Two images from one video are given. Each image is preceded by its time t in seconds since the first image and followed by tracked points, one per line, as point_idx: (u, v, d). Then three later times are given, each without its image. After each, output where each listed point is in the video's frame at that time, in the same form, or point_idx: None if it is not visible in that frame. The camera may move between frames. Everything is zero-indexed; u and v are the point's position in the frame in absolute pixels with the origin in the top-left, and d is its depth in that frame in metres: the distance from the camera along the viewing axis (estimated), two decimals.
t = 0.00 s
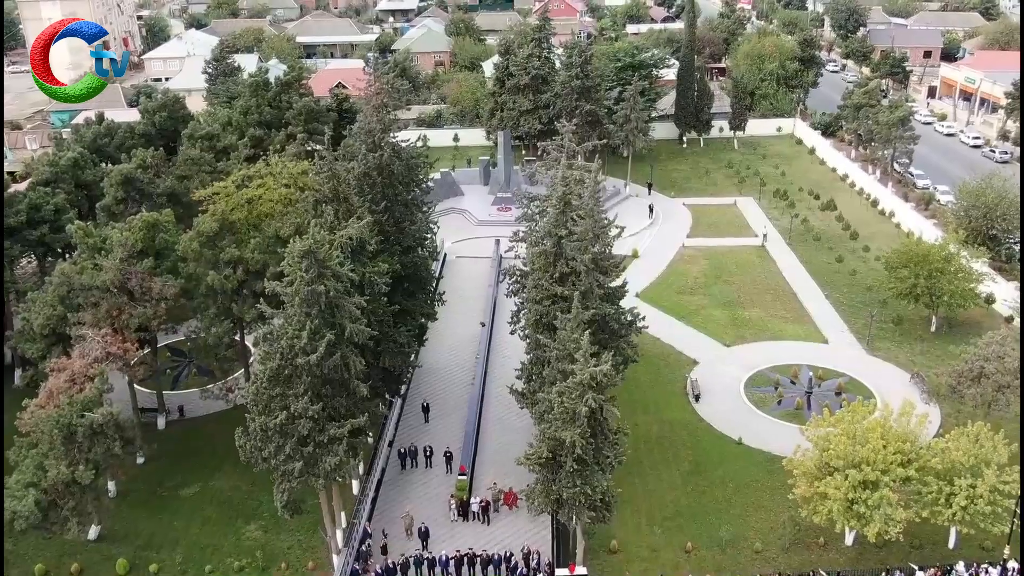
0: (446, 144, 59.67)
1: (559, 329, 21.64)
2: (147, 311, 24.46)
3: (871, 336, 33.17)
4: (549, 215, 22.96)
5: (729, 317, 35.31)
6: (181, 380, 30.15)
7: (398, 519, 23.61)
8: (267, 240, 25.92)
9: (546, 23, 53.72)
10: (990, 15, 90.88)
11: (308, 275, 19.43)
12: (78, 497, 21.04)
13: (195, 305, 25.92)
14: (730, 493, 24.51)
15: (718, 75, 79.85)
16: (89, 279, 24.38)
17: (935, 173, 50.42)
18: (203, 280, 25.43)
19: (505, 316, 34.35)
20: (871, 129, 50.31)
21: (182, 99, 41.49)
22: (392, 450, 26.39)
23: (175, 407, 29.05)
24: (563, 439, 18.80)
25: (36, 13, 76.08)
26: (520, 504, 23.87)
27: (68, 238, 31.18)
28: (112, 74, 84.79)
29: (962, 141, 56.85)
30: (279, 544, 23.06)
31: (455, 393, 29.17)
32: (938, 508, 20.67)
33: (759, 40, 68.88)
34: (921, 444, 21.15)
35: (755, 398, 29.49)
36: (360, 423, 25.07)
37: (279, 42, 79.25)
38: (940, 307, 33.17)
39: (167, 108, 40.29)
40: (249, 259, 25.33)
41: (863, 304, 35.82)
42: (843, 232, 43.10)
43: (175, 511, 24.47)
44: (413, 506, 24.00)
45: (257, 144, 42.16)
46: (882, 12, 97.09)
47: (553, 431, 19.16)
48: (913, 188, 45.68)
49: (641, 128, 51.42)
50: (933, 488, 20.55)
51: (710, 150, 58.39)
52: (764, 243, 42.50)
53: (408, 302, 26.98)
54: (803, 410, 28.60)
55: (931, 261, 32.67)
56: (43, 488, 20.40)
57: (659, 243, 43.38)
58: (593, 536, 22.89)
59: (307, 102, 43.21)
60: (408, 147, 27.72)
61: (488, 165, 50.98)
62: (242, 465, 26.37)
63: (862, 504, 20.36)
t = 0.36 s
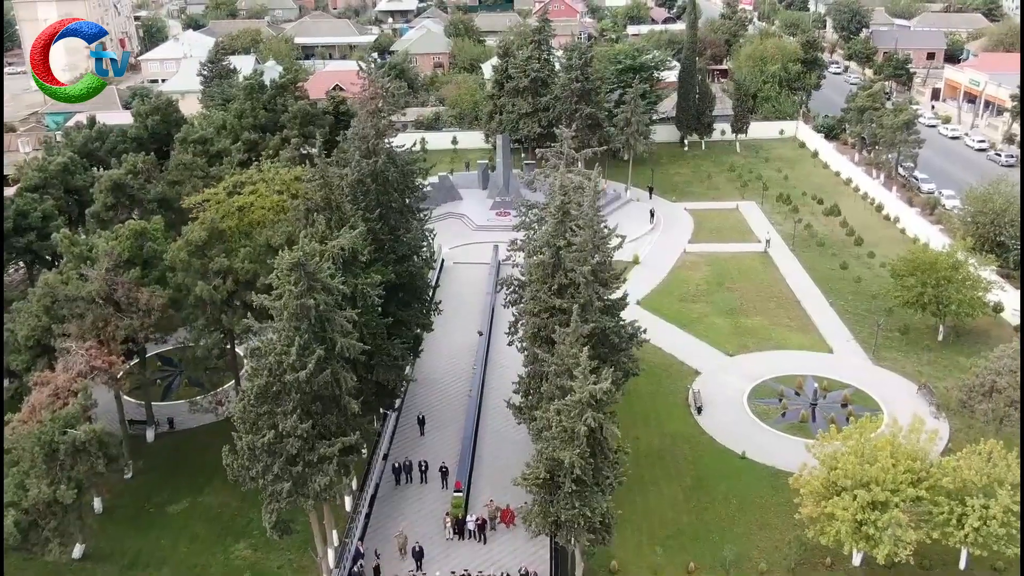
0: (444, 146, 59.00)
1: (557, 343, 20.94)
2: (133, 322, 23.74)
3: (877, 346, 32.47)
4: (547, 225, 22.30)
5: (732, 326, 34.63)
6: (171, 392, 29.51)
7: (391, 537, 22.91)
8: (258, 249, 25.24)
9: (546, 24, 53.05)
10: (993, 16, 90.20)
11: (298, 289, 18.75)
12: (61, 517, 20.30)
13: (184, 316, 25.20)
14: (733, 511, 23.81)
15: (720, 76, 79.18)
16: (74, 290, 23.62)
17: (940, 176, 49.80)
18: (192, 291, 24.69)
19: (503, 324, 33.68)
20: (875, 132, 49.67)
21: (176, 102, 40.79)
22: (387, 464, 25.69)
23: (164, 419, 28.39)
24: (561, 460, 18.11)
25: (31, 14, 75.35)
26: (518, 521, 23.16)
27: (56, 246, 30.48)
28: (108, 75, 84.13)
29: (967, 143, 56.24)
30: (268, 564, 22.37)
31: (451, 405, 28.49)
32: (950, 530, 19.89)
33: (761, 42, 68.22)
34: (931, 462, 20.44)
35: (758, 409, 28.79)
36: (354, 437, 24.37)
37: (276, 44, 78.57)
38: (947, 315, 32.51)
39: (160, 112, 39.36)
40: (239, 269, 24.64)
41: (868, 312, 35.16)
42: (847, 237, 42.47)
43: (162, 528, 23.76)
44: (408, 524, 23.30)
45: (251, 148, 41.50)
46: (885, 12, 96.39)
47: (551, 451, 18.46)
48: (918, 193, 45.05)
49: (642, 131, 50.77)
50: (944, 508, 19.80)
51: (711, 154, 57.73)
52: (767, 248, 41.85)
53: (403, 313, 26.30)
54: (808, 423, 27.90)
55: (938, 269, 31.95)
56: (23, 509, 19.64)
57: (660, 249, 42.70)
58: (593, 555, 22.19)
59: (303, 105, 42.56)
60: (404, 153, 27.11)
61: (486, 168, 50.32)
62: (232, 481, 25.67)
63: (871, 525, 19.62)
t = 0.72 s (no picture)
0: (443, 149, 58.29)
1: (556, 357, 20.25)
2: (119, 334, 23.04)
3: (883, 355, 31.81)
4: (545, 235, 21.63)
5: (735, 334, 33.95)
6: (161, 403, 28.87)
7: (384, 556, 22.18)
8: (248, 258, 24.55)
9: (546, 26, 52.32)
10: (997, 17, 89.48)
11: (286, 303, 18.03)
12: (41, 538, 19.55)
13: (172, 327, 24.49)
14: (736, 528, 23.11)
15: (722, 78, 78.53)
16: (58, 300, 22.89)
17: (945, 180, 49.13)
18: (180, 302, 23.96)
19: (501, 333, 33.01)
20: (880, 136, 48.99)
21: (168, 105, 40.09)
22: (381, 479, 24.99)
23: (154, 431, 27.75)
24: (558, 481, 17.39)
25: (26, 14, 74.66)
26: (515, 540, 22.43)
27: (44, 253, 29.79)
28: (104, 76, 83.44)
29: (972, 146, 55.58)
30: None
31: (448, 418, 27.81)
32: (963, 552, 18.93)
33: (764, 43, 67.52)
34: (943, 481, 19.70)
35: (762, 422, 28.08)
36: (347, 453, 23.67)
37: (274, 44, 77.88)
38: (955, 324, 31.80)
39: (152, 114, 38.60)
40: (228, 279, 23.94)
41: (874, 320, 34.47)
42: (851, 242, 41.80)
43: (149, 546, 23.02)
44: (401, 542, 22.59)
45: (245, 151, 40.81)
46: (889, 13, 95.67)
47: (548, 472, 17.74)
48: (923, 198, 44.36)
49: (642, 135, 49.94)
50: (956, 530, 18.91)
51: (713, 157, 57.03)
52: (770, 254, 41.18)
53: (397, 323, 25.62)
54: (813, 436, 27.21)
55: (946, 277, 31.22)
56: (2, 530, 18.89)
57: (662, 255, 42.01)
58: None
59: (298, 108, 41.87)
60: (399, 159, 26.51)
61: (485, 172, 49.65)
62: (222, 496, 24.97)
63: (881, 548, 18.79)
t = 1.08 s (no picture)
0: (442, 142, 57.58)
1: (555, 362, 19.62)
2: (106, 336, 22.40)
3: (889, 355, 31.19)
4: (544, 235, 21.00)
5: (737, 332, 33.35)
6: (153, 403, 28.32)
7: (379, 563, 21.62)
8: (240, 257, 23.92)
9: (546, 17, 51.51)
10: (1002, 8, 88.60)
11: (275, 307, 17.40)
12: (25, 547, 18.91)
13: (162, 328, 23.84)
14: (739, 535, 22.52)
15: (724, 69, 77.68)
16: (43, 301, 22.20)
17: (951, 174, 48.49)
18: (170, 302, 23.31)
19: (500, 331, 32.41)
20: (885, 129, 48.31)
21: (161, 98, 39.40)
22: (376, 484, 24.42)
23: (145, 433, 27.20)
24: (556, 492, 16.79)
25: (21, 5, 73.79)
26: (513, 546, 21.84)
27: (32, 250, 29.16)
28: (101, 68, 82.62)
29: (977, 140, 54.92)
30: None
31: (445, 420, 27.24)
32: (974, 564, 17.76)
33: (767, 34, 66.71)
34: (953, 490, 19.02)
35: (766, 423, 27.49)
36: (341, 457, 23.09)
37: (272, 35, 77.02)
38: (962, 323, 31.19)
39: (145, 108, 38.00)
40: (219, 278, 23.28)
41: (880, 318, 33.87)
42: (856, 238, 41.15)
43: (138, 552, 22.42)
44: (396, 548, 22.02)
45: (239, 145, 40.12)
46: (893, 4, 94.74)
47: (547, 482, 17.14)
48: (929, 193, 43.71)
49: (643, 128, 49.27)
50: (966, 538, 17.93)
51: (716, 150, 56.32)
52: (773, 250, 40.53)
53: (393, 323, 25.01)
54: (818, 439, 26.63)
55: (954, 275, 30.59)
56: None
57: (663, 250, 41.34)
58: None
59: (294, 101, 41.18)
60: (395, 155, 25.86)
61: (484, 165, 49.00)
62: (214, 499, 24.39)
63: (889, 558, 18.05)
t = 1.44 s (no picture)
0: (440, 132, 56.80)
1: (554, 364, 19.03)
2: (93, 335, 21.80)
3: (895, 353, 30.62)
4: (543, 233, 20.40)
5: (740, 328, 32.77)
6: (144, 401, 27.77)
7: (373, 568, 21.12)
8: (231, 253, 23.29)
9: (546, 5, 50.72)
10: None
11: (264, 309, 16.82)
12: (8, 555, 18.34)
13: (151, 326, 23.23)
14: (742, 539, 22.00)
15: (726, 58, 76.75)
16: (28, 299, 21.56)
17: (957, 166, 47.83)
18: (159, 300, 22.68)
19: (498, 328, 31.82)
20: (890, 120, 47.57)
21: (154, 88, 38.65)
22: (371, 485, 23.91)
23: (135, 432, 26.66)
24: (554, 501, 16.23)
25: None
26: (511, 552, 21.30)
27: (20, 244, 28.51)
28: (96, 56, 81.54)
29: (983, 130, 54.21)
30: None
31: (442, 419, 26.70)
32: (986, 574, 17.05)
33: (770, 23, 65.78)
34: (963, 496, 18.37)
35: (770, 423, 26.93)
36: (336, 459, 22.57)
37: (269, 22, 76.02)
38: (970, 320, 30.58)
39: (137, 98, 37.29)
40: (208, 276, 22.62)
41: (885, 314, 33.26)
42: (861, 231, 40.49)
43: (127, 556, 21.88)
44: (391, 553, 21.52)
45: (233, 135, 39.42)
46: None
47: (545, 490, 16.60)
48: (935, 185, 43.05)
49: (645, 119, 47.99)
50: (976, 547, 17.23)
51: (718, 140, 55.57)
52: (777, 243, 39.89)
53: (388, 321, 24.39)
54: (823, 439, 26.05)
55: (962, 272, 29.96)
56: None
57: (664, 243, 40.70)
58: None
59: (289, 91, 40.43)
60: (390, 149, 25.24)
61: (483, 156, 48.31)
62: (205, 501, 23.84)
63: (898, 568, 17.47)
